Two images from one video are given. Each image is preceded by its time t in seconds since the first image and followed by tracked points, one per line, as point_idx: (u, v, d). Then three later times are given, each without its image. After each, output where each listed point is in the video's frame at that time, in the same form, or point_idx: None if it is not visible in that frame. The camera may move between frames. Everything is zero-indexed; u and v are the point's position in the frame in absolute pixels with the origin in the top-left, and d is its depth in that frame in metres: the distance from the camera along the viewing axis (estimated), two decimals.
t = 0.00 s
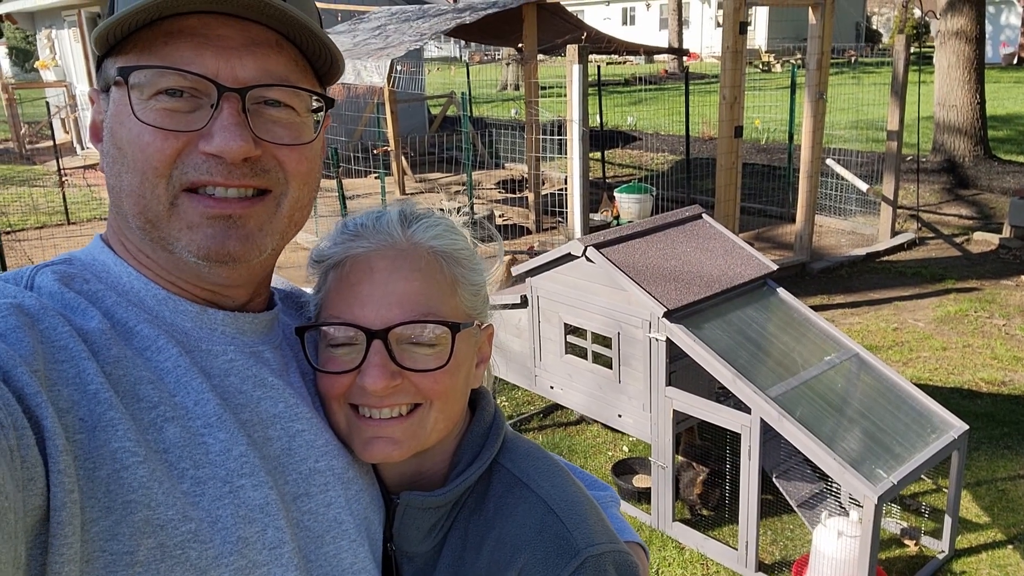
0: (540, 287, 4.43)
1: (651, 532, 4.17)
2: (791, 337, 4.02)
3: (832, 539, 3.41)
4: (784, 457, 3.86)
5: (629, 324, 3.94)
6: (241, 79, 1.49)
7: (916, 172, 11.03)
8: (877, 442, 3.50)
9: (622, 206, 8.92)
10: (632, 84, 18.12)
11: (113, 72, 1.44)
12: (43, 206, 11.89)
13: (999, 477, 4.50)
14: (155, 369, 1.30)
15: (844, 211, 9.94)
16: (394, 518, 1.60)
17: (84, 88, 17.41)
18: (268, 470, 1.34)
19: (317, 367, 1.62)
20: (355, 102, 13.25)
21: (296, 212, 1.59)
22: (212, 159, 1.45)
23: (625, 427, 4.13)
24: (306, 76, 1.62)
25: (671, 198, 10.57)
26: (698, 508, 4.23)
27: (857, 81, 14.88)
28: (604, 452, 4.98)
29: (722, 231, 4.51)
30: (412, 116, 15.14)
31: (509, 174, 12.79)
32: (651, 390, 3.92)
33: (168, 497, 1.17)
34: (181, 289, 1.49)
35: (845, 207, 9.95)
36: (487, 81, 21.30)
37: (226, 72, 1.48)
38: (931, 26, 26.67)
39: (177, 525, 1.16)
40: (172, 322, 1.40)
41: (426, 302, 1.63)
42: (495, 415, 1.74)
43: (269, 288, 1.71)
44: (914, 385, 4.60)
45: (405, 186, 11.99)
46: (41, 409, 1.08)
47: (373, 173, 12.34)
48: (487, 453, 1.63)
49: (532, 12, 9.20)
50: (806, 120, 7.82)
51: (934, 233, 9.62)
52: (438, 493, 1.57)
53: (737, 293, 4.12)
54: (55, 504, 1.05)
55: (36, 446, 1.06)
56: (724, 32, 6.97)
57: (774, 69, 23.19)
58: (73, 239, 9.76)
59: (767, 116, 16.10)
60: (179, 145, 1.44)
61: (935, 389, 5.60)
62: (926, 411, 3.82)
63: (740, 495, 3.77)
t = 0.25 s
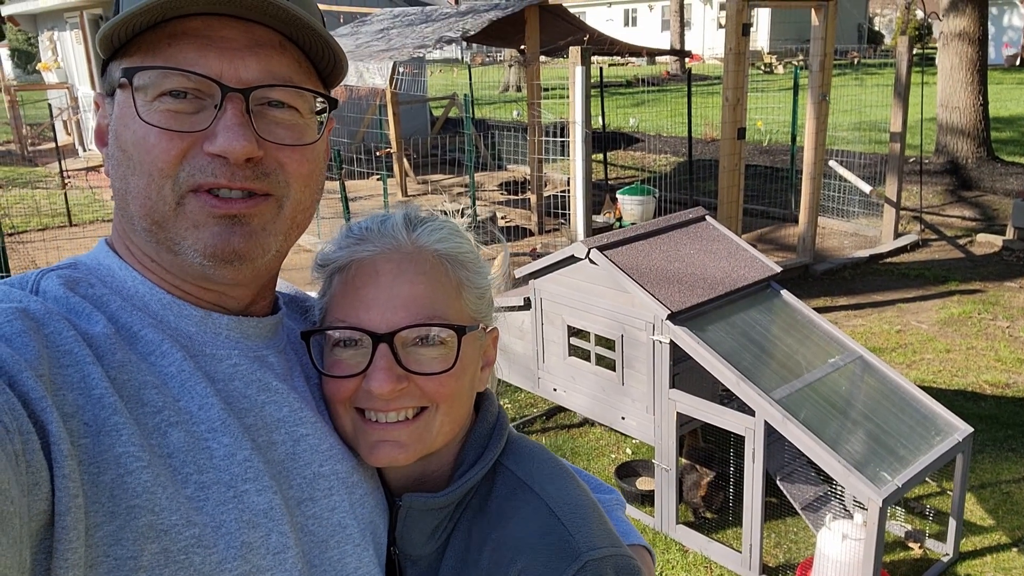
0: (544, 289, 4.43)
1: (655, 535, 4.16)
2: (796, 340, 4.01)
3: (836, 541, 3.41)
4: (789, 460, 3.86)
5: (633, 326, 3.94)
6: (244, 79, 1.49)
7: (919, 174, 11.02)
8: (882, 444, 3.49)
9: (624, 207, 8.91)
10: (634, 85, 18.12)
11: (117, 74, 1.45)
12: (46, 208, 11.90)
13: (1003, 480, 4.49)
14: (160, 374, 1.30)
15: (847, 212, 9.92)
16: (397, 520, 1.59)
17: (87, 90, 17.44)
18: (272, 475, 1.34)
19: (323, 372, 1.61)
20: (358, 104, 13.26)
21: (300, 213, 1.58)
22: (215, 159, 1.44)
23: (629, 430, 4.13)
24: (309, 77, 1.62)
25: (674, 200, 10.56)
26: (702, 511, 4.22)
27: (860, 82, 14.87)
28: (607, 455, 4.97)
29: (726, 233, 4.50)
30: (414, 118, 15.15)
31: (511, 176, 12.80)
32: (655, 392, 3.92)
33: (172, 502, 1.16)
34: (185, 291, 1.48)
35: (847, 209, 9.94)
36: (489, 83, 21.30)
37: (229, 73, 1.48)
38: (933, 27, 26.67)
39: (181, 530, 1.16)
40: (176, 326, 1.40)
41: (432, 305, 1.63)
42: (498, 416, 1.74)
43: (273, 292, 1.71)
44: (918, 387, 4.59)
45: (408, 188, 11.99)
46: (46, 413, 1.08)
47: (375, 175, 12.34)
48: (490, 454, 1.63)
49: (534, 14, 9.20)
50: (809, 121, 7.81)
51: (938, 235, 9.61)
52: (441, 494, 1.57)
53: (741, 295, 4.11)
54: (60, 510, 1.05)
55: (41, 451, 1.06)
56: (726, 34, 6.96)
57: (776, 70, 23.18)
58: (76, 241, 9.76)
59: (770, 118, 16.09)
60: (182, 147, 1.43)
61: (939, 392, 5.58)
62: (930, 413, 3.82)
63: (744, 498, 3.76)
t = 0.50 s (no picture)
0: (546, 290, 4.42)
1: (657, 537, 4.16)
2: (798, 342, 4.01)
3: (839, 544, 3.43)
4: (791, 462, 3.86)
5: (635, 328, 3.94)
6: (241, 79, 1.49)
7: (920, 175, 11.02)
8: (884, 446, 3.49)
9: (626, 209, 8.91)
10: (635, 86, 18.12)
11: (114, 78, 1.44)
12: (48, 209, 11.92)
13: (1006, 482, 4.49)
14: (159, 377, 1.30)
15: (849, 214, 9.91)
16: (400, 521, 1.59)
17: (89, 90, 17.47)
18: (271, 477, 1.34)
19: (330, 383, 1.61)
20: (359, 105, 13.27)
21: (296, 216, 1.58)
22: (214, 161, 1.44)
23: (631, 431, 4.12)
24: (305, 76, 1.62)
25: (675, 201, 10.56)
26: (704, 513, 4.23)
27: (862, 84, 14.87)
28: (609, 456, 4.97)
29: (728, 234, 4.50)
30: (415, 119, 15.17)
31: (513, 177, 12.81)
32: (657, 394, 3.92)
33: (172, 505, 1.16)
34: (183, 295, 1.49)
35: (848, 210, 9.93)
36: (490, 84, 21.31)
37: (227, 73, 1.47)
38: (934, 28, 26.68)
39: (181, 533, 1.16)
40: (175, 329, 1.40)
41: (440, 317, 1.63)
42: (493, 407, 1.74)
43: (272, 296, 1.71)
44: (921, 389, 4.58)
45: (409, 189, 12.00)
46: (45, 417, 1.08)
47: (377, 176, 12.35)
48: (489, 445, 1.64)
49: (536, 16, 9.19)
50: (810, 123, 7.81)
51: (939, 237, 9.60)
52: (444, 488, 1.57)
53: (743, 297, 4.11)
54: (60, 513, 1.05)
55: (41, 454, 1.06)
56: (728, 35, 6.95)
57: (778, 71, 23.18)
58: (78, 242, 9.78)
59: (772, 119, 16.10)
60: (181, 151, 1.43)
61: (941, 393, 5.58)
62: (932, 415, 3.81)
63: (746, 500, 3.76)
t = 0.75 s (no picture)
0: (547, 294, 4.42)
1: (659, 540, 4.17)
2: (800, 346, 4.01)
3: (842, 549, 3.42)
4: (792, 466, 3.87)
5: (637, 331, 3.94)
6: (236, 92, 1.49)
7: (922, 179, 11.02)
8: (886, 451, 3.49)
9: (627, 211, 8.91)
10: (637, 88, 18.13)
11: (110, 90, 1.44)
12: (50, 209, 11.92)
13: (1007, 487, 4.48)
14: (159, 386, 1.30)
15: (850, 217, 9.91)
16: (397, 520, 1.62)
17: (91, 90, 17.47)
18: (273, 484, 1.34)
19: (329, 397, 1.61)
20: (361, 106, 13.28)
21: (293, 223, 1.58)
22: (208, 172, 1.44)
23: (633, 435, 4.12)
24: (301, 87, 1.62)
25: (677, 204, 10.56)
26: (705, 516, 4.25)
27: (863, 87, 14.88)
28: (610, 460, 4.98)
29: (730, 238, 4.50)
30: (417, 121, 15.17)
31: (514, 179, 12.81)
32: (659, 398, 3.91)
33: (175, 513, 1.16)
34: (181, 304, 1.49)
35: (850, 213, 9.92)
36: (492, 86, 21.32)
37: (222, 85, 1.47)
38: (936, 32, 26.70)
39: (185, 541, 1.16)
40: (176, 338, 1.40)
41: (441, 335, 1.63)
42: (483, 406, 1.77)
43: (271, 303, 1.70)
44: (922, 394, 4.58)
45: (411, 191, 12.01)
46: (48, 426, 1.08)
47: (378, 177, 12.36)
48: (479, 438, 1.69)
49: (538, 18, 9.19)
50: (812, 126, 7.81)
51: (941, 240, 9.60)
52: (439, 483, 1.62)
53: (745, 301, 4.11)
54: (65, 522, 1.05)
55: (45, 465, 1.05)
56: (731, 38, 6.95)
57: (779, 74, 23.20)
58: (79, 243, 9.79)
59: (773, 122, 16.10)
60: (176, 162, 1.43)
61: (943, 398, 5.58)
62: (935, 420, 3.80)
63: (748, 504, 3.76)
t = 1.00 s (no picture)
0: (549, 296, 4.41)
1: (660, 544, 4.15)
2: (803, 350, 3.99)
3: (843, 554, 3.44)
4: (795, 471, 3.78)
5: (639, 335, 3.92)
6: (225, 90, 1.47)
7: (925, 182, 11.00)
8: (888, 456, 3.47)
9: (630, 213, 8.89)
10: (640, 90, 18.11)
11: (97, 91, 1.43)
12: (52, 207, 11.92)
13: (1010, 493, 4.46)
14: (149, 389, 1.29)
15: (853, 220, 9.90)
16: (400, 527, 1.61)
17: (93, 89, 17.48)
18: (264, 488, 1.33)
19: (328, 406, 1.60)
20: (364, 106, 13.27)
21: (286, 225, 1.57)
22: (198, 170, 1.44)
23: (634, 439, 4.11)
24: (291, 85, 1.61)
25: (679, 206, 10.55)
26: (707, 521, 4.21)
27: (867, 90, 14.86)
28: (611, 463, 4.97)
29: (733, 241, 4.49)
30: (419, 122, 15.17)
31: (516, 180, 12.80)
32: (661, 401, 3.90)
33: (163, 517, 1.15)
34: (171, 307, 1.48)
35: (852, 217, 9.90)
36: (495, 87, 21.31)
37: (211, 85, 1.46)
38: (939, 36, 26.68)
39: (174, 546, 1.15)
40: (167, 342, 1.39)
41: (440, 341, 1.61)
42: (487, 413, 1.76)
43: (265, 306, 1.69)
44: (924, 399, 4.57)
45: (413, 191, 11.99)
46: (36, 430, 1.07)
47: (380, 177, 12.35)
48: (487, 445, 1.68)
49: (542, 19, 9.17)
50: (815, 130, 7.79)
51: (943, 244, 9.58)
52: (442, 488, 1.60)
53: (748, 305, 4.09)
54: (52, 526, 1.03)
55: (31, 469, 1.04)
56: (735, 41, 6.94)
57: (782, 77, 23.18)
58: (81, 241, 9.79)
59: (776, 124, 16.08)
60: (165, 162, 1.42)
61: (945, 403, 5.56)
62: (936, 425, 3.79)
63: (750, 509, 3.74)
